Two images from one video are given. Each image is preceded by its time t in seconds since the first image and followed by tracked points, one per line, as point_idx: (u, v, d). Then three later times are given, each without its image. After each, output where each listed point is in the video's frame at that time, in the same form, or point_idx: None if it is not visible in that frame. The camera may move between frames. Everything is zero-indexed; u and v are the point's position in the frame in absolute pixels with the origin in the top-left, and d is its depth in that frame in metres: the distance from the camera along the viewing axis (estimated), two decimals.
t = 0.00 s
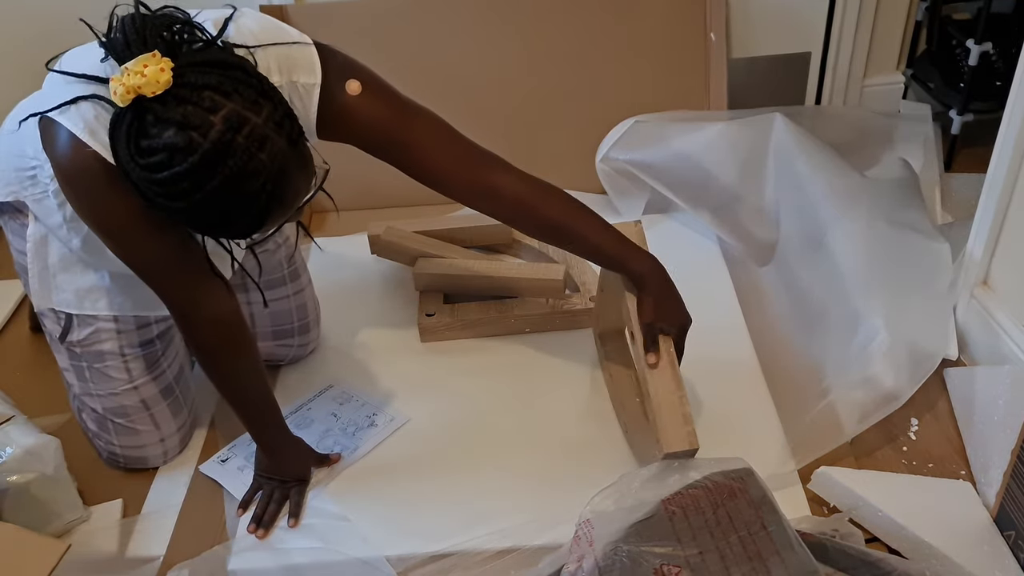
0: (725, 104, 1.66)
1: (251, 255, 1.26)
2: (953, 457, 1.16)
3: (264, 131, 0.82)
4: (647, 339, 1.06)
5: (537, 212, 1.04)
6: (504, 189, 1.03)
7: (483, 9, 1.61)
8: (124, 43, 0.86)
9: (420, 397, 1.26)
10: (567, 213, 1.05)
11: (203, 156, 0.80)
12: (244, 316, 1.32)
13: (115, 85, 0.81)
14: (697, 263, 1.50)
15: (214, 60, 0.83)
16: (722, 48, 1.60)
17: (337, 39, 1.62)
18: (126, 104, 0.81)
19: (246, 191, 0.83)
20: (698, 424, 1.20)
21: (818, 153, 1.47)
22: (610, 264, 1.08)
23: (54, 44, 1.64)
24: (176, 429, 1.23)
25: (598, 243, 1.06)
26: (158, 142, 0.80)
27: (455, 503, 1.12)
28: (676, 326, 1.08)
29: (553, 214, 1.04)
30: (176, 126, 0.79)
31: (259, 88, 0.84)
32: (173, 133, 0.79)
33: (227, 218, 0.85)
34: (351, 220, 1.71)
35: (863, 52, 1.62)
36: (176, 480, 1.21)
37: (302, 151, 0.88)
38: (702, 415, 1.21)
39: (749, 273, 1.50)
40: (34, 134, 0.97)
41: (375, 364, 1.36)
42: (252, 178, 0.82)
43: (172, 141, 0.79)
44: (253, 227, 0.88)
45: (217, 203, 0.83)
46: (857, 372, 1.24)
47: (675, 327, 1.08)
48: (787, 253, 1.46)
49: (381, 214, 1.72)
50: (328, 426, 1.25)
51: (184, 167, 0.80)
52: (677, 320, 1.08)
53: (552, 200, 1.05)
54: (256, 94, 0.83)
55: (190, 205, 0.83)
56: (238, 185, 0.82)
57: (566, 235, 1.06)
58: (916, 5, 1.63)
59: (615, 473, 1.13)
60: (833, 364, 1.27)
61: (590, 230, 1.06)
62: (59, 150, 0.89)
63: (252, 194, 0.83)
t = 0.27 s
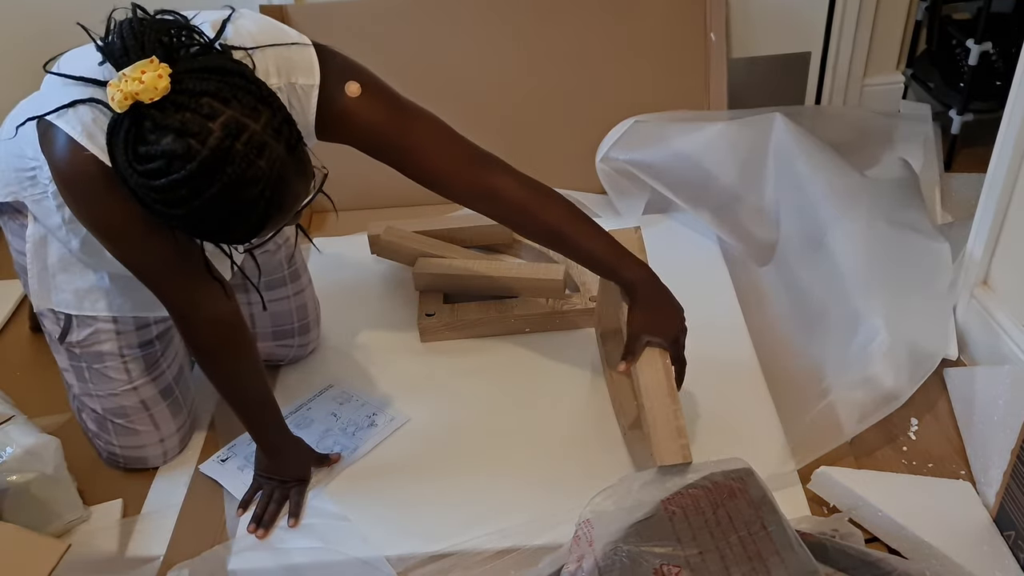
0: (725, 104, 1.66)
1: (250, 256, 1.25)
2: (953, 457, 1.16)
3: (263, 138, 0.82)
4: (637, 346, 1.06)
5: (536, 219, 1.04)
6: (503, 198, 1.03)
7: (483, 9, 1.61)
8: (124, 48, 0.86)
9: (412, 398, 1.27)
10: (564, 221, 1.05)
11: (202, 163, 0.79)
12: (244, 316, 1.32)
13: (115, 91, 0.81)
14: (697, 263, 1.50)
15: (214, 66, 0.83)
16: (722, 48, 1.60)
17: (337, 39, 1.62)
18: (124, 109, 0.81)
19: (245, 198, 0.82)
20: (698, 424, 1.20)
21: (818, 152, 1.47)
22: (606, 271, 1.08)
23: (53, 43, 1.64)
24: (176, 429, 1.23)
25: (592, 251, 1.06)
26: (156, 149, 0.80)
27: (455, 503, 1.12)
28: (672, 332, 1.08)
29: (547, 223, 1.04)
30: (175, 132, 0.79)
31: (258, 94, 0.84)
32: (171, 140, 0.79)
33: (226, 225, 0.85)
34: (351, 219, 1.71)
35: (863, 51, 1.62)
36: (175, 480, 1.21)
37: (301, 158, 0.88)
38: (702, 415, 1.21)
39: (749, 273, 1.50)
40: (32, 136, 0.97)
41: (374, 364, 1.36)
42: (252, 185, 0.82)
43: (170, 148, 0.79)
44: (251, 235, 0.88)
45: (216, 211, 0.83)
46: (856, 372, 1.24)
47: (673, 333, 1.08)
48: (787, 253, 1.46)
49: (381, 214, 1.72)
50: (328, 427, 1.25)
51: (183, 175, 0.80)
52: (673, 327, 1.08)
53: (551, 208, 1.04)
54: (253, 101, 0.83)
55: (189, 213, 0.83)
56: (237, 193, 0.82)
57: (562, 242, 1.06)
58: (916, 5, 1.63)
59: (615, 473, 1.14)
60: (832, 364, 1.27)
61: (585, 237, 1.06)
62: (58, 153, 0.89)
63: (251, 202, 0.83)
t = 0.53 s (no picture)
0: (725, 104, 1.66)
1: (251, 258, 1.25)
2: (953, 457, 1.16)
3: (270, 135, 0.82)
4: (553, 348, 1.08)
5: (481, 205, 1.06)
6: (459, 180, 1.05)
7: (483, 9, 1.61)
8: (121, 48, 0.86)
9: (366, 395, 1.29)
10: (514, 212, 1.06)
11: (209, 162, 0.79)
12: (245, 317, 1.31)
13: (117, 93, 0.82)
14: (697, 263, 1.49)
15: (216, 65, 0.83)
16: (722, 48, 1.61)
17: (337, 39, 1.62)
18: (128, 111, 0.82)
19: (253, 195, 0.82)
20: (697, 424, 1.20)
21: (818, 152, 1.46)
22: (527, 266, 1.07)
23: (54, 44, 1.64)
24: (176, 429, 1.23)
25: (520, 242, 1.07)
26: (163, 150, 0.80)
27: (454, 504, 1.12)
28: (593, 342, 1.08)
29: (490, 205, 1.06)
30: (181, 132, 0.79)
31: (263, 91, 0.84)
32: (179, 140, 0.79)
33: (234, 224, 0.85)
34: (351, 219, 1.71)
35: (863, 51, 1.62)
36: (176, 480, 1.21)
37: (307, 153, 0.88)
38: (703, 415, 1.21)
39: (748, 273, 1.50)
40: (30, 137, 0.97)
41: (374, 364, 1.36)
42: (260, 182, 0.82)
43: (178, 149, 0.79)
44: (259, 231, 0.88)
45: (224, 210, 0.82)
46: (857, 372, 1.24)
47: (584, 343, 1.08)
48: (786, 253, 1.46)
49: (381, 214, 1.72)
50: (328, 427, 1.25)
51: (190, 174, 0.79)
52: (597, 338, 1.08)
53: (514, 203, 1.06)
54: (259, 98, 0.83)
55: (197, 212, 0.83)
56: (245, 191, 0.82)
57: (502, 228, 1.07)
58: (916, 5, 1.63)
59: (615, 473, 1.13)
60: (832, 364, 1.27)
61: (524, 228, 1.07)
62: (57, 156, 0.89)
63: (259, 199, 0.83)
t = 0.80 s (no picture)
0: (725, 104, 1.66)
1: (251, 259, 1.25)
2: (953, 457, 1.16)
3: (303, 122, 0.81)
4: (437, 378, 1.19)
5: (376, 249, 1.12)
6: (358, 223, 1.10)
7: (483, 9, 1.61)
8: (138, 44, 0.86)
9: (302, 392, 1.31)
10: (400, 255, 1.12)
11: (248, 151, 0.77)
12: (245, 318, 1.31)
13: (145, 88, 0.79)
14: (697, 263, 1.49)
15: (239, 55, 0.81)
16: (722, 48, 1.61)
17: (337, 38, 1.62)
18: (158, 107, 0.79)
19: (291, 184, 0.81)
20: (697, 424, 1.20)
21: (818, 151, 1.46)
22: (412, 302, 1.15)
23: (55, 43, 1.64)
24: (176, 430, 1.23)
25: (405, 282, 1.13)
26: (198, 142, 0.77)
27: (453, 504, 1.12)
28: (475, 379, 1.19)
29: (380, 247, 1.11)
30: (216, 123, 0.77)
31: (288, 79, 0.82)
32: (214, 132, 0.77)
33: (268, 215, 0.83)
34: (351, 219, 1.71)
35: (863, 51, 1.62)
36: (175, 480, 1.21)
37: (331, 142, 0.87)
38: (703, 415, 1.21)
39: (748, 273, 1.50)
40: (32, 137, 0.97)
41: (374, 364, 1.36)
42: (297, 170, 0.81)
43: (214, 140, 0.77)
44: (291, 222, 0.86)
45: (261, 200, 0.81)
46: (857, 372, 1.23)
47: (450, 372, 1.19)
48: (787, 254, 1.46)
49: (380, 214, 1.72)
50: (328, 426, 1.25)
51: (228, 165, 0.78)
52: (473, 369, 1.19)
53: (401, 248, 1.11)
54: (287, 86, 0.81)
55: (232, 204, 0.81)
56: (283, 179, 0.80)
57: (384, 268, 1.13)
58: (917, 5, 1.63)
59: (614, 473, 1.13)
60: (833, 364, 1.27)
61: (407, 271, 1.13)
62: (64, 159, 0.88)
63: (296, 187, 0.82)
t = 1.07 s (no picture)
0: (725, 104, 1.66)
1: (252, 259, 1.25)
2: (953, 457, 1.16)
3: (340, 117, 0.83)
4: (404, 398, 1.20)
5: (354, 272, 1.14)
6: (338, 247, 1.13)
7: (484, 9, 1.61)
8: (156, 40, 0.86)
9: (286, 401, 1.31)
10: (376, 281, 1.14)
11: (287, 144, 0.78)
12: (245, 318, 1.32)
13: (186, 85, 0.78)
14: (697, 263, 1.49)
15: (268, 46, 0.81)
16: (722, 48, 1.61)
17: (338, 38, 1.62)
18: (196, 101, 0.78)
19: (324, 180, 0.83)
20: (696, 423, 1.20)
21: (818, 151, 1.46)
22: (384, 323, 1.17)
23: (55, 42, 1.64)
24: (176, 430, 1.23)
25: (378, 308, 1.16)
26: (236, 133, 0.78)
27: (453, 505, 1.12)
28: (439, 394, 1.20)
29: (359, 268, 1.13)
30: (255, 115, 0.78)
31: (325, 75, 0.83)
32: (254, 123, 0.77)
33: (297, 211, 0.84)
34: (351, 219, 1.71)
35: (863, 51, 1.62)
36: (176, 480, 1.21)
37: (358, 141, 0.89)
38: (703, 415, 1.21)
39: (748, 273, 1.50)
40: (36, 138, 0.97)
41: (374, 364, 1.36)
42: (331, 166, 0.82)
43: (254, 131, 0.77)
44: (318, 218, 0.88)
45: (293, 194, 0.82)
46: (857, 372, 1.24)
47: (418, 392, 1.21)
48: (787, 254, 1.46)
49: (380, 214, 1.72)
50: (328, 426, 1.25)
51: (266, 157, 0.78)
52: (435, 383, 1.21)
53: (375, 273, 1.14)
54: (327, 80, 0.82)
55: (263, 196, 0.81)
56: (319, 174, 0.82)
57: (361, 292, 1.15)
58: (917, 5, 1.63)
59: (614, 473, 1.14)
60: (833, 363, 1.27)
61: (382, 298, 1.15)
62: (74, 157, 0.86)
63: (328, 184, 0.83)
